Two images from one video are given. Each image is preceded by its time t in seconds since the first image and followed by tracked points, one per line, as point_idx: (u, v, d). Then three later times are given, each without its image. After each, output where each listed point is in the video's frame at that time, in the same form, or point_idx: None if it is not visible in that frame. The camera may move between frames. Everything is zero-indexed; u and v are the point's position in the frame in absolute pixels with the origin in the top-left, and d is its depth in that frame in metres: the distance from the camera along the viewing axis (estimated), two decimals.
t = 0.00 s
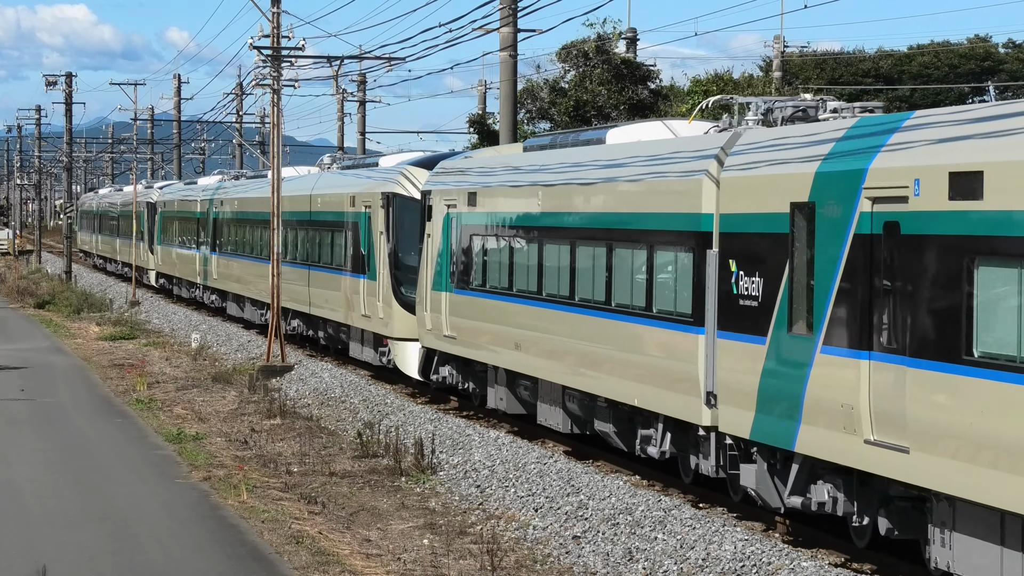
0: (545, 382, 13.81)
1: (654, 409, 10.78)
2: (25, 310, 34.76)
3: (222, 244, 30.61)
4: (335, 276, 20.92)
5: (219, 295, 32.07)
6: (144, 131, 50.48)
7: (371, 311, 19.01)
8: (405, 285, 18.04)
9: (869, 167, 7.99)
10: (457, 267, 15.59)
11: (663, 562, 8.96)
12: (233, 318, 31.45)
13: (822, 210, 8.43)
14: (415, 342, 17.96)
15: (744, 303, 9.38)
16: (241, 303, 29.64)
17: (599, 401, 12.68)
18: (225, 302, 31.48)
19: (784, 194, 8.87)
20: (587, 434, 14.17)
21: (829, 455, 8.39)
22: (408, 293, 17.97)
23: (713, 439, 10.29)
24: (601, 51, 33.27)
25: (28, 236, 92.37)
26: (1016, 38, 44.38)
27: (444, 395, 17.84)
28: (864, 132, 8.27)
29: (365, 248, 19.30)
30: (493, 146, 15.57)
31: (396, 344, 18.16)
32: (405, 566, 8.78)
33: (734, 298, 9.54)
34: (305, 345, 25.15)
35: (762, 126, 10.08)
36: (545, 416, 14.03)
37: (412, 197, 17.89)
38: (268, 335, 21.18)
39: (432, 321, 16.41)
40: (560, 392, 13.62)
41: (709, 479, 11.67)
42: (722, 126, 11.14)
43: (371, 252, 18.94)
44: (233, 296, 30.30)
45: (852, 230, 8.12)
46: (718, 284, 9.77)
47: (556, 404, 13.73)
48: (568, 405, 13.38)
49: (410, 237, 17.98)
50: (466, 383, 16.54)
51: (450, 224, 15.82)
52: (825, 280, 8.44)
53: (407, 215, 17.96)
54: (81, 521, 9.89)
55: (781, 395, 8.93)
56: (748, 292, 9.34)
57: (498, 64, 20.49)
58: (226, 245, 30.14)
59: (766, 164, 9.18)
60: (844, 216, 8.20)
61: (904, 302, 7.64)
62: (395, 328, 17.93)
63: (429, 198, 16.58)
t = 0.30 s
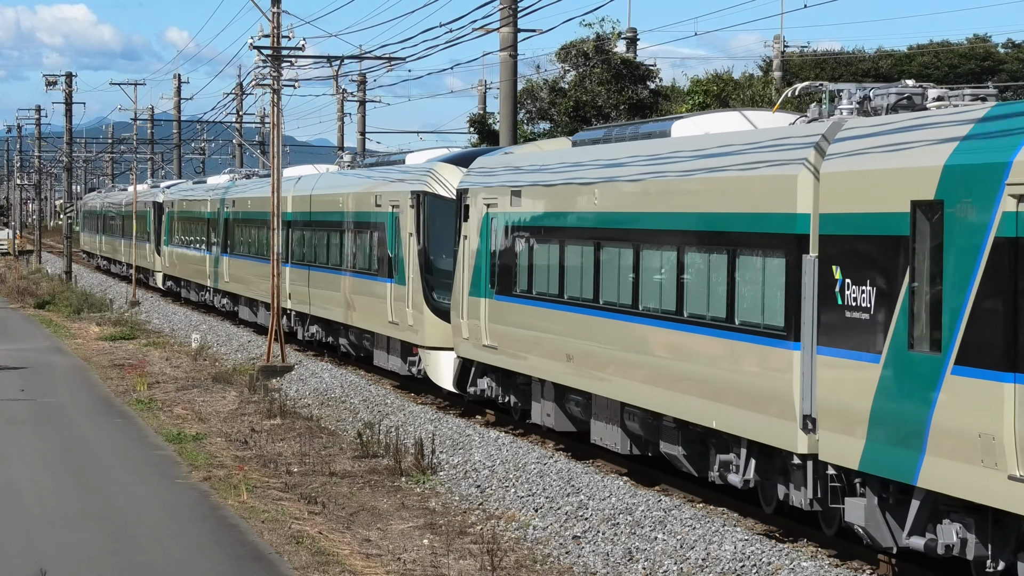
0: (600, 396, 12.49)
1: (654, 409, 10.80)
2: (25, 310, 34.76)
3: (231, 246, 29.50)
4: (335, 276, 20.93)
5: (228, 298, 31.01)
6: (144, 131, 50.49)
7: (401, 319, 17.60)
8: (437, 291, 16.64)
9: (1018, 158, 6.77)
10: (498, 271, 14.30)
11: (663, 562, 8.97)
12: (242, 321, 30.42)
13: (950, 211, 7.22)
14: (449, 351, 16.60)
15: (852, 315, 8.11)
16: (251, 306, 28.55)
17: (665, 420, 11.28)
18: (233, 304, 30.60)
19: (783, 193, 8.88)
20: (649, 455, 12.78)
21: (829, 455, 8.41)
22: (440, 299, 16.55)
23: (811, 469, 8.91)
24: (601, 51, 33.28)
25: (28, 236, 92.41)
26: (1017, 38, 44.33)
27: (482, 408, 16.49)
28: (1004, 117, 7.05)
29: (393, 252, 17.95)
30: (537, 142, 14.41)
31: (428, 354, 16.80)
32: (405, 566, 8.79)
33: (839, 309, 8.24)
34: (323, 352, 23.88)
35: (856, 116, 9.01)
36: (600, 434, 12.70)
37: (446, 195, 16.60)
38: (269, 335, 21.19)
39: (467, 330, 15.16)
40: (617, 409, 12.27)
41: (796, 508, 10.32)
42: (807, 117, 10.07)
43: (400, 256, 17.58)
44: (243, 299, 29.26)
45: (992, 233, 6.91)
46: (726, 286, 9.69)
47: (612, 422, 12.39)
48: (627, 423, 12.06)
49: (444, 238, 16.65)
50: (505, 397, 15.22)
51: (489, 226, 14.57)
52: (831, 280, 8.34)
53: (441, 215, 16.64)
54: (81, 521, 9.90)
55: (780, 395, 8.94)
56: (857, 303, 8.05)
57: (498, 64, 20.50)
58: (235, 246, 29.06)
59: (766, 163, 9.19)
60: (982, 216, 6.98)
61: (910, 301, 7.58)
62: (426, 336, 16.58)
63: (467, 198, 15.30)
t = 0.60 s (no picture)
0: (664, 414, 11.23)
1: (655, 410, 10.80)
2: (25, 310, 34.75)
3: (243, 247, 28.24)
4: (335, 277, 20.93)
5: (239, 300, 29.78)
6: (144, 131, 50.50)
7: (433, 327, 16.29)
8: (474, 297, 15.34)
9: None
10: (547, 276, 13.04)
11: (664, 562, 8.96)
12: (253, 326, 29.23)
13: None
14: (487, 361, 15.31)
15: (989, 330, 6.87)
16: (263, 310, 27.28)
17: (745, 444, 10.05)
18: (245, 308, 29.46)
19: (786, 193, 8.86)
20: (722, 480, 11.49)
21: (831, 456, 8.40)
22: (477, 306, 15.25)
23: (934, 504, 7.59)
24: (601, 51, 33.30)
25: (28, 236, 92.43)
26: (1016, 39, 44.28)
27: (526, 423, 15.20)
28: None
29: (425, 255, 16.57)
30: (590, 138, 13.15)
31: (462, 364, 15.50)
32: (405, 566, 8.78)
33: (975, 322, 6.98)
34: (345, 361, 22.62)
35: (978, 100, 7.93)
36: (666, 456, 11.47)
37: (485, 195, 15.14)
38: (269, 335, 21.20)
39: (509, 339, 13.95)
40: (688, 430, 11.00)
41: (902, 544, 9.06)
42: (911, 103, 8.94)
43: (433, 259, 16.22)
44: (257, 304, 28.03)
45: None
46: (727, 286, 9.70)
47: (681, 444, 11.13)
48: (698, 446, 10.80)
49: (481, 241, 15.25)
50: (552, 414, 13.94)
51: (536, 228, 13.31)
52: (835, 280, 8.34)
53: (478, 217, 15.21)
54: (81, 521, 9.90)
55: (782, 395, 8.94)
56: (997, 317, 6.83)
57: (498, 64, 20.50)
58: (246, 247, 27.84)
59: (765, 163, 9.17)
60: None
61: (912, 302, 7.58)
62: (461, 344, 15.29)
63: (511, 198, 14.01)
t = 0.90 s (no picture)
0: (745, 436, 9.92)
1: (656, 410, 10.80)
2: (25, 310, 34.76)
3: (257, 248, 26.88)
4: (335, 276, 20.92)
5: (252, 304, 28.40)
6: (144, 130, 50.52)
7: (473, 336, 15.06)
8: (517, 304, 14.12)
9: None
10: (604, 281, 11.72)
11: (664, 562, 8.96)
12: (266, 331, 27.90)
13: None
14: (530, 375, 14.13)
15: None
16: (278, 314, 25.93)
17: (847, 474, 8.76)
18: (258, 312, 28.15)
19: (785, 193, 8.87)
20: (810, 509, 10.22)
21: (832, 456, 8.40)
22: (521, 313, 14.01)
23: None
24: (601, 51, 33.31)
25: (28, 236, 92.41)
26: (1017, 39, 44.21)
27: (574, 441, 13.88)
28: None
29: (462, 257, 15.37)
30: (653, 131, 11.80)
31: (505, 378, 14.28)
32: (405, 566, 8.78)
33: None
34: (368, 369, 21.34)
35: None
36: (748, 485, 10.11)
37: (529, 193, 13.96)
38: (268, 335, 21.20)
39: (560, 350, 12.65)
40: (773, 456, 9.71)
41: None
42: None
43: (471, 262, 15.03)
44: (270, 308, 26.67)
45: None
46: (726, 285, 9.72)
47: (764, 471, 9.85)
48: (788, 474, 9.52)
49: (526, 243, 14.08)
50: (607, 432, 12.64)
51: (591, 229, 11.99)
52: (837, 280, 8.37)
53: (522, 217, 14.03)
54: (81, 521, 9.90)
55: (782, 395, 8.94)
56: None
57: (498, 64, 20.51)
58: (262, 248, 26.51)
59: (765, 163, 9.18)
60: None
61: (912, 301, 7.62)
62: (503, 355, 14.08)
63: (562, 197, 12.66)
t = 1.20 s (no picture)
0: (848, 466, 8.57)
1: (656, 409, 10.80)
2: (25, 310, 34.76)
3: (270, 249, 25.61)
4: (335, 276, 20.91)
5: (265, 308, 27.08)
6: (144, 131, 50.52)
7: (518, 346, 13.83)
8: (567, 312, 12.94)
9: None
10: (672, 288, 10.47)
11: (664, 562, 8.96)
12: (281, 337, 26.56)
13: None
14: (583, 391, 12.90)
15: None
16: (294, 318, 24.59)
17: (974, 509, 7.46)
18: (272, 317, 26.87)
19: (785, 193, 8.86)
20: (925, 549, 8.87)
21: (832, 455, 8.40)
22: (572, 322, 12.81)
23: None
24: (602, 51, 33.30)
25: (27, 236, 92.38)
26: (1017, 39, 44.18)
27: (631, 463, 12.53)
28: None
29: (504, 260, 14.18)
30: (729, 121, 10.51)
31: (554, 392, 13.08)
32: (405, 566, 8.78)
33: None
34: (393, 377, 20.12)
35: None
36: (851, 519, 8.73)
37: (583, 193, 12.79)
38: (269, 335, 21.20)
39: (621, 364, 11.34)
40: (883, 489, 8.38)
41: None
42: None
43: (515, 267, 13.84)
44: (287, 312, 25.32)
45: None
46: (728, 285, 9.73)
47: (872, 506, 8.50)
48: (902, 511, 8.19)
49: (578, 247, 12.88)
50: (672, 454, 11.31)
51: (657, 229, 10.69)
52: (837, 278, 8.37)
53: (576, 218, 12.84)
54: (81, 522, 9.89)
55: (782, 394, 8.94)
56: None
57: (498, 64, 20.50)
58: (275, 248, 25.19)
59: (765, 163, 9.17)
60: None
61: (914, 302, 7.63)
62: (552, 368, 12.90)
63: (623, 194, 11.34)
